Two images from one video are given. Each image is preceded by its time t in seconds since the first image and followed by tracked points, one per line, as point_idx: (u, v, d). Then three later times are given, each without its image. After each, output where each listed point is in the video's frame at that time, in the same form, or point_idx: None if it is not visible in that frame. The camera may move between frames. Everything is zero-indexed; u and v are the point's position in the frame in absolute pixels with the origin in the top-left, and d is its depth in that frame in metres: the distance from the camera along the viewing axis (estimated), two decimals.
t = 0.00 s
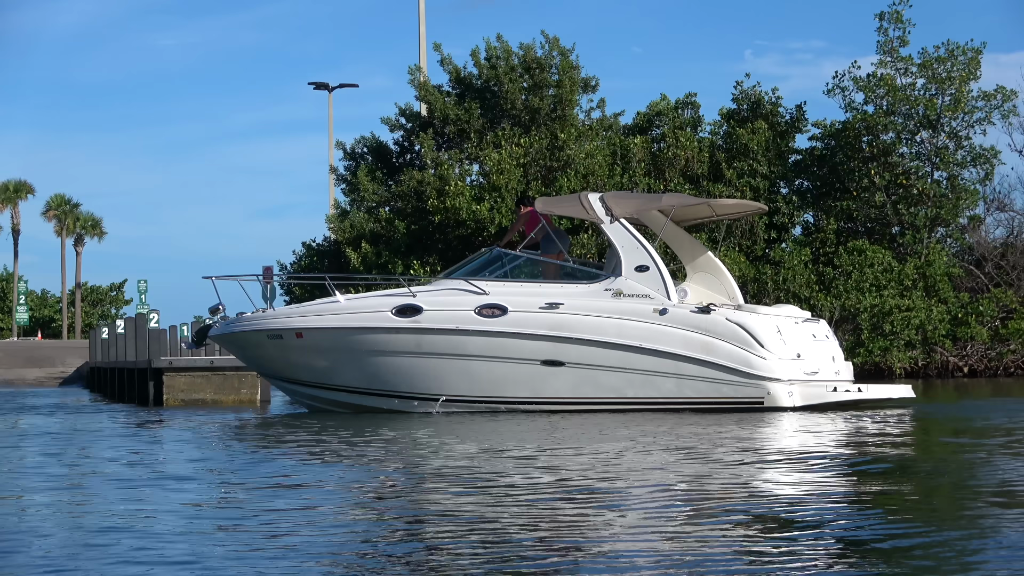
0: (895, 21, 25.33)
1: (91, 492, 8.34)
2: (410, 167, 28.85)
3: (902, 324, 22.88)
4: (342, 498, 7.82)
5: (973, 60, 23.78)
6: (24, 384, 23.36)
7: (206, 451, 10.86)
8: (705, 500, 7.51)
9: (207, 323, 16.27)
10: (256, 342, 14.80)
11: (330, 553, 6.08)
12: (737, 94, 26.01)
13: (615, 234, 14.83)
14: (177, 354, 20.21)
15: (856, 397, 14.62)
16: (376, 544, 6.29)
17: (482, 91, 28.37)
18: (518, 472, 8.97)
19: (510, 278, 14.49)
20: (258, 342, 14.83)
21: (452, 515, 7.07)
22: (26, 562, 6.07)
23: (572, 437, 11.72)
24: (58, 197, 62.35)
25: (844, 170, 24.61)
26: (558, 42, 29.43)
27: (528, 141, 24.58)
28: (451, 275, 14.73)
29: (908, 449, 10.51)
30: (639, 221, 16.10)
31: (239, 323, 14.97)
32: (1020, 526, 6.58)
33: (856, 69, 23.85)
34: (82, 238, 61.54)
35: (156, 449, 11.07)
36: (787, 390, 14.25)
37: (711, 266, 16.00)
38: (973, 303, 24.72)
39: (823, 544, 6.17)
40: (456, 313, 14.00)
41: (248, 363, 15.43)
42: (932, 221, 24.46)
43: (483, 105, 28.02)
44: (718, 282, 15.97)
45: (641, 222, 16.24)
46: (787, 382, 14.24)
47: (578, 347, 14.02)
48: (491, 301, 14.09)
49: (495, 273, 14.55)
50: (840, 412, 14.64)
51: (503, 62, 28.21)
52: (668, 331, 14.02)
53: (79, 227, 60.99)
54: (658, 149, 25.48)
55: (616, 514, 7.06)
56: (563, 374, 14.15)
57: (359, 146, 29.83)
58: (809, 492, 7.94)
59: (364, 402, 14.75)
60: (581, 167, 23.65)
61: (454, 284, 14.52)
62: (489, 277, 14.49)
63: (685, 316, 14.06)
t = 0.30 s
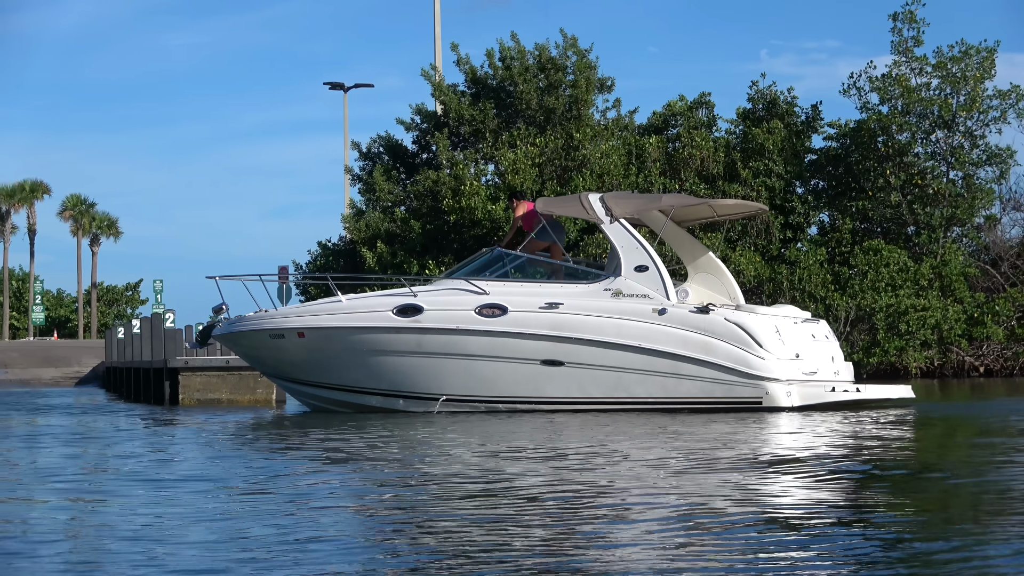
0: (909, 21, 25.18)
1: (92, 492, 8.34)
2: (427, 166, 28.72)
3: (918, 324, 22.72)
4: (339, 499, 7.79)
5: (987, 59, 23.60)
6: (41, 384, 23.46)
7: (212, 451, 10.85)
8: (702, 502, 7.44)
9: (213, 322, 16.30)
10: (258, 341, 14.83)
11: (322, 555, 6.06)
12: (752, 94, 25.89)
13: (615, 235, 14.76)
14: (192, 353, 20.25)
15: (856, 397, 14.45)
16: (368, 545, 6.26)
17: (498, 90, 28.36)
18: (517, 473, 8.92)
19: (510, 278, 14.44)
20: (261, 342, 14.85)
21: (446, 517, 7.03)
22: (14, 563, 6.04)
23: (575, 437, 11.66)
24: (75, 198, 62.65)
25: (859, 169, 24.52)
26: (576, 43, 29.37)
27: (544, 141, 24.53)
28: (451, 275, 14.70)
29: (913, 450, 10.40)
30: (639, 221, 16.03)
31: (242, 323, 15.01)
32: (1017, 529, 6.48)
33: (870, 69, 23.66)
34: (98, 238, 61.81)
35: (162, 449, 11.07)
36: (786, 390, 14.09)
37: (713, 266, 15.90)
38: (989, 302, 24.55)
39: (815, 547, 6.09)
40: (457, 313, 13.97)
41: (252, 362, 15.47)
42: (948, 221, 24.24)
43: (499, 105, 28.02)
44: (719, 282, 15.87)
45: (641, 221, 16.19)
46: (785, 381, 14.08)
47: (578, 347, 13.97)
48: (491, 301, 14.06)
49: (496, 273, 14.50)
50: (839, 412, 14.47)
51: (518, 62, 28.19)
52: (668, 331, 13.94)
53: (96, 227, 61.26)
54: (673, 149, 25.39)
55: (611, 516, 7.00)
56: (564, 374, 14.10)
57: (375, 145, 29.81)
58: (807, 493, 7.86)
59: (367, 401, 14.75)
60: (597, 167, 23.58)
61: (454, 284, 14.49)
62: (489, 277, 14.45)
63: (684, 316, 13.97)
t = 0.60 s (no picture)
0: (924, 21, 25.01)
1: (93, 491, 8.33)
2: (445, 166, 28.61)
3: (935, 324, 22.59)
4: (336, 499, 7.75)
5: (1004, 59, 23.42)
6: (58, 383, 23.55)
7: (218, 450, 10.84)
8: (699, 504, 7.38)
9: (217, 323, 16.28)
10: (263, 341, 14.82)
11: (314, 555, 6.02)
12: (770, 93, 25.75)
13: (616, 235, 14.66)
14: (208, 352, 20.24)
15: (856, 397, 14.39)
16: (361, 546, 6.22)
17: (514, 89, 28.26)
18: (517, 474, 8.87)
19: (512, 278, 14.36)
20: (265, 342, 14.84)
21: (441, 518, 6.98)
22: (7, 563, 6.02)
23: (579, 437, 11.60)
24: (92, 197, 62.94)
25: (875, 169, 24.28)
26: (597, 43, 29.30)
27: (561, 141, 24.48)
28: (453, 275, 14.66)
29: (918, 451, 10.32)
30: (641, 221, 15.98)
31: (245, 322, 15.00)
32: (1014, 531, 6.41)
33: (885, 70, 23.52)
34: (115, 238, 62.13)
35: (170, 449, 11.07)
36: (786, 389, 14.04)
37: (716, 266, 15.85)
38: (1007, 302, 24.47)
39: (810, 549, 6.03)
40: (458, 313, 13.92)
41: (257, 362, 15.47)
42: (965, 220, 24.05)
43: (515, 104, 27.96)
44: (722, 282, 15.79)
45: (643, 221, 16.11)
46: (785, 381, 14.03)
47: (579, 347, 13.91)
48: (493, 301, 14.00)
49: (498, 273, 14.43)
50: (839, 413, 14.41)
51: (534, 62, 28.14)
52: (667, 331, 13.89)
53: (112, 227, 61.56)
54: (690, 148, 25.27)
55: (606, 517, 6.95)
56: (566, 374, 14.04)
57: (393, 144, 29.77)
58: (806, 494, 7.80)
59: (370, 401, 14.73)
60: (613, 167, 23.50)
61: (456, 284, 14.44)
62: (490, 277, 14.40)
63: (684, 316, 13.92)
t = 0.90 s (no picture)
0: (936, 21, 24.89)
1: (89, 491, 8.33)
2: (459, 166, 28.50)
3: (949, 324, 22.53)
4: (329, 499, 7.74)
5: (1017, 58, 23.29)
6: (72, 383, 23.63)
7: (220, 450, 10.84)
8: (690, 505, 7.34)
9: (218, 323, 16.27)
10: (263, 341, 14.81)
11: (301, 557, 6.00)
12: (783, 93, 25.65)
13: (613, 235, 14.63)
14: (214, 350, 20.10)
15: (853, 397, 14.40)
16: (350, 547, 6.20)
17: (527, 89, 28.21)
18: (513, 475, 8.85)
19: (511, 278, 14.33)
20: (265, 342, 14.82)
21: (431, 519, 6.96)
22: None
23: (580, 438, 11.56)
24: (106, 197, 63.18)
25: (889, 168, 24.23)
26: (611, 43, 29.28)
27: (574, 141, 24.46)
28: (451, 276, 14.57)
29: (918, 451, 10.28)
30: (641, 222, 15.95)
31: (246, 323, 15.00)
32: (1005, 534, 6.37)
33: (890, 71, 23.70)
34: (128, 238, 62.36)
35: (173, 448, 11.08)
36: (782, 390, 14.01)
37: (715, 266, 15.81)
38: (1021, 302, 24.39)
39: (798, 551, 5.99)
40: (457, 313, 13.89)
41: (258, 362, 15.45)
42: (979, 220, 23.90)
43: (528, 104, 27.92)
44: (720, 282, 15.76)
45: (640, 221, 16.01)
46: (781, 381, 14.01)
47: (577, 347, 13.87)
48: (492, 301, 13.97)
49: (498, 272, 14.39)
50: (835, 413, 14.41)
51: (547, 62, 28.12)
52: (664, 331, 13.85)
53: (126, 227, 61.79)
54: (703, 148, 25.19)
55: (595, 517, 6.91)
56: (564, 375, 13.99)
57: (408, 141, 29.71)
58: (799, 496, 7.76)
59: (370, 402, 14.71)
60: (627, 167, 23.42)
61: (455, 284, 14.43)
62: (489, 277, 14.35)
63: (681, 316, 13.88)
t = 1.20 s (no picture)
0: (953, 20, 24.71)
1: (87, 490, 8.33)
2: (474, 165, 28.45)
3: (964, 323, 22.47)
4: (322, 500, 7.72)
5: None
6: (88, 382, 23.74)
7: (223, 450, 10.84)
8: (682, 506, 7.29)
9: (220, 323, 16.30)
10: (266, 341, 14.84)
11: (288, 558, 5.98)
12: (800, 92, 25.52)
13: (613, 235, 14.54)
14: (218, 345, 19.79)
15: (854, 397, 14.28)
16: (338, 547, 6.17)
17: (543, 89, 28.14)
18: (509, 476, 8.82)
19: (512, 278, 14.36)
20: (268, 342, 14.85)
21: (422, 521, 6.93)
22: None
23: (580, 438, 11.51)
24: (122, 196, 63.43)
25: (905, 168, 24.09)
26: (627, 42, 29.19)
27: (590, 140, 24.41)
28: (453, 276, 14.63)
29: (920, 452, 10.20)
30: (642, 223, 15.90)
31: (251, 322, 15.04)
32: (998, 538, 6.29)
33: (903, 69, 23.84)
34: (145, 238, 62.60)
35: (177, 448, 11.10)
36: (782, 389, 13.92)
37: (716, 266, 15.74)
38: None
39: (786, 553, 5.92)
40: (458, 313, 13.86)
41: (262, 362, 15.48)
42: (995, 219, 23.74)
43: (544, 104, 27.86)
44: (722, 282, 15.70)
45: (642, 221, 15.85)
46: (780, 381, 13.91)
47: (576, 347, 13.81)
48: (492, 301, 13.93)
49: (499, 272, 14.45)
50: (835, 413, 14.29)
51: (563, 61, 28.09)
52: (664, 331, 13.77)
53: (142, 227, 62.07)
54: (719, 147, 25.05)
55: (587, 518, 6.87)
56: (565, 375, 13.94)
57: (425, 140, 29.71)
58: (794, 497, 7.70)
59: (373, 402, 14.70)
60: (642, 167, 23.34)
61: (455, 284, 14.41)
62: (489, 277, 14.41)
63: (681, 316, 13.79)
